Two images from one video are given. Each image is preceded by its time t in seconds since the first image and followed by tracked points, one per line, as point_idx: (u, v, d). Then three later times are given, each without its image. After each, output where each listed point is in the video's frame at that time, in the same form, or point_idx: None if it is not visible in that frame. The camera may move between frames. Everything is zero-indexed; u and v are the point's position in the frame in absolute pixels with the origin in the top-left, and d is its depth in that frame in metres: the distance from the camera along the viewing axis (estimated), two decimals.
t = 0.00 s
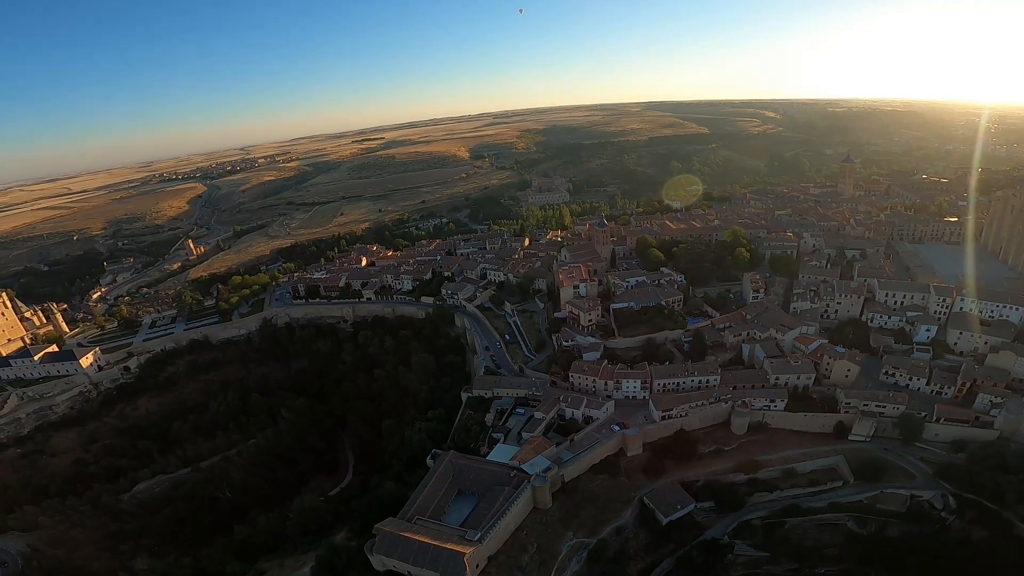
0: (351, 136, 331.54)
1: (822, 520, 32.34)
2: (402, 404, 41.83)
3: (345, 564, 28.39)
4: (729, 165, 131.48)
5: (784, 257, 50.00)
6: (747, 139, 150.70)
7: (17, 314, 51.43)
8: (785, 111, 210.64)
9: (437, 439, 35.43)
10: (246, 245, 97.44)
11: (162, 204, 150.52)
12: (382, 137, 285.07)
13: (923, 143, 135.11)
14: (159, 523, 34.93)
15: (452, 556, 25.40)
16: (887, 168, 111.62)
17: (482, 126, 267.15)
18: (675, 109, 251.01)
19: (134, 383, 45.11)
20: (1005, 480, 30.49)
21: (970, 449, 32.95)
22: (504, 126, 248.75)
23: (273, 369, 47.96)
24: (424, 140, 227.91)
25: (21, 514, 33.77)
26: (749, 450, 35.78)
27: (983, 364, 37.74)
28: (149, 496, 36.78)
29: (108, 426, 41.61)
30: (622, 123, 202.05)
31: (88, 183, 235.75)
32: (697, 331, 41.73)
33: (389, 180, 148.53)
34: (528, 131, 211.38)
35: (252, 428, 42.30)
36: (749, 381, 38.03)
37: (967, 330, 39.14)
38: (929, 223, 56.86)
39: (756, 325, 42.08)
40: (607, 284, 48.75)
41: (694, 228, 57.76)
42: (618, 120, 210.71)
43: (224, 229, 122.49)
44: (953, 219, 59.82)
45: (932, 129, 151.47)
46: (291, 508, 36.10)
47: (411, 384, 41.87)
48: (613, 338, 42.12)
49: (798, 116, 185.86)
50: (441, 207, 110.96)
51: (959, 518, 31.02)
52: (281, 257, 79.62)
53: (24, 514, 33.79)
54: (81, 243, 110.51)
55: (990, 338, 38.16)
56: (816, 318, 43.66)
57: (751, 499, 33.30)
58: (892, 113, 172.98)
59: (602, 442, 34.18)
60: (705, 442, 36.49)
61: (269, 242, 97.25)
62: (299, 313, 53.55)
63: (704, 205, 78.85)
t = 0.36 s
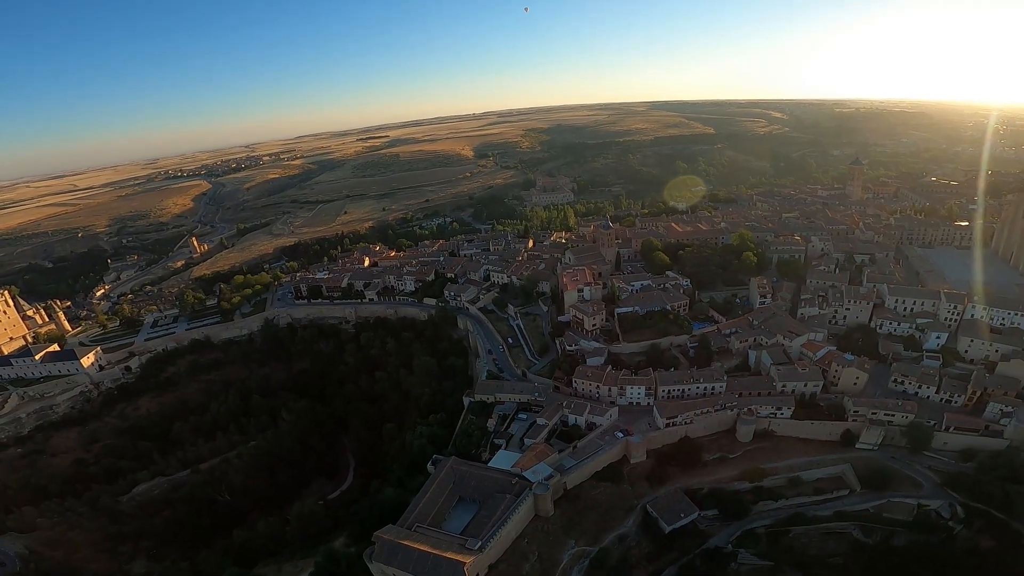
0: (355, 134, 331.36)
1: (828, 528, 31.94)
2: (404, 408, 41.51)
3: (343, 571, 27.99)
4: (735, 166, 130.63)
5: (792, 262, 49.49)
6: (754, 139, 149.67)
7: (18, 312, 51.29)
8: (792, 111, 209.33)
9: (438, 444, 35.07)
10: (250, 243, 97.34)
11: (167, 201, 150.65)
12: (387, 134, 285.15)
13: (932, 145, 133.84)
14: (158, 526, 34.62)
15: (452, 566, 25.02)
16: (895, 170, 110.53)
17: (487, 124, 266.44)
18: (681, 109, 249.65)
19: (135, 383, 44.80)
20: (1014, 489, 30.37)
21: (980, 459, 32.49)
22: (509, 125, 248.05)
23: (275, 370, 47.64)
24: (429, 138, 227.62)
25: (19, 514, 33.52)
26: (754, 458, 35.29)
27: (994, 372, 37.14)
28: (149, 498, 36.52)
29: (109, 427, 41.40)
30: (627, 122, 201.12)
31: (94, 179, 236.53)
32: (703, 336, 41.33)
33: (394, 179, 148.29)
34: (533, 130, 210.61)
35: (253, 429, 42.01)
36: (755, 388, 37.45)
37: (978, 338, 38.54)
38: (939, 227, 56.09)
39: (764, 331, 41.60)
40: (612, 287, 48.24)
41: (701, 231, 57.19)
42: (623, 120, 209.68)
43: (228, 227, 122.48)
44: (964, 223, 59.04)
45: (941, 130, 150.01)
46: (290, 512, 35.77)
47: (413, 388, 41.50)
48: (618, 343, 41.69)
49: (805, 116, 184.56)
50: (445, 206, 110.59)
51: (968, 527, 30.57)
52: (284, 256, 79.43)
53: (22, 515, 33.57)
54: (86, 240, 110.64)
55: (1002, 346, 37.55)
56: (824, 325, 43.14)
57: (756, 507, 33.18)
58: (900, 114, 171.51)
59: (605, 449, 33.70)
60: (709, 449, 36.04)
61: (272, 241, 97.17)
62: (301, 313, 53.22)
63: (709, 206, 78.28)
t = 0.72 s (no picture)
0: (370, 137, 334.05)
1: (846, 543, 31.00)
2: (415, 416, 41.30)
3: None
4: (751, 171, 128.87)
5: (811, 271, 48.33)
6: (771, 143, 147.57)
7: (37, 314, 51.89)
8: (810, 115, 206.30)
9: (448, 454, 34.67)
10: (265, 246, 98.27)
11: (184, 204, 152.92)
12: (401, 138, 286.89)
13: (955, 149, 130.68)
14: (168, 531, 34.63)
15: None
16: (917, 175, 108.07)
17: (500, 128, 266.75)
18: (695, 113, 247.40)
19: (149, 387, 45.04)
20: None
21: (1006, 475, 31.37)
22: (522, 129, 248.07)
23: (287, 375, 47.70)
24: (443, 142, 228.53)
25: (32, 517, 34.08)
26: (770, 471, 34.25)
27: None
28: (160, 503, 36.59)
29: (122, 430, 41.66)
30: (641, 126, 199.76)
31: (114, 181, 240.99)
32: (719, 348, 40.48)
33: (407, 182, 148.80)
34: (546, 134, 210.15)
35: (264, 435, 42.01)
36: (773, 402, 36.54)
37: (1007, 351, 37.17)
38: (964, 235, 54.40)
39: (782, 343, 40.63)
40: (626, 296, 47.55)
41: (717, 239, 56.22)
42: (637, 124, 208.39)
43: (244, 230, 123.79)
44: (990, 231, 57.27)
45: (964, 135, 146.50)
46: (299, 519, 35.60)
47: (424, 396, 41.21)
48: (631, 353, 41.05)
49: (822, 120, 181.83)
50: (458, 210, 110.57)
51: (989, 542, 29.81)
52: (298, 259, 79.93)
53: (34, 518, 34.13)
54: (105, 242, 112.58)
55: None
56: (845, 337, 42.01)
57: (771, 521, 32.12)
58: (922, 118, 168.06)
59: (618, 462, 33.01)
60: (724, 462, 35.01)
61: (287, 244, 97.97)
62: (314, 318, 53.14)
63: (725, 213, 77.12)
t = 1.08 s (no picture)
0: (388, 135, 336.27)
1: (864, 557, 30.47)
2: (428, 420, 41.27)
3: None
4: (773, 172, 126.34)
5: (836, 279, 46.95)
6: (794, 145, 144.52)
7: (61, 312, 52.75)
8: (835, 116, 201.88)
9: (460, 460, 34.44)
10: (284, 244, 99.40)
11: (206, 201, 155.65)
12: (419, 136, 288.12)
13: (988, 152, 126.50)
14: (182, 531, 34.88)
15: None
16: (947, 178, 104.77)
17: (518, 127, 266.22)
18: (716, 113, 243.74)
19: (167, 385, 45.79)
20: None
21: None
22: (540, 128, 247.28)
23: (303, 376, 47.94)
24: (460, 141, 228.67)
25: (49, 516, 34.85)
26: (789, 484, 33.28)
27: None
28: (174, 503, 36.89)
29: (141, 428, 42.35)
30: (661, 127, 197.46)
31: (141, 178, 246.87)
32: (739, 357, 39.52)
33: (425, 182, 149.25)
34: (564, 134, 208.97)
35: (278, 435, 42.39)
36: (794, 413, 35.54)
37: None
38: (999, 242, 52.32)
39: (805, 353, 39.50)
40: (644, 302, 46.81)
41: (739, 244, 55.03)
42: (657, 124, 205.95)
43: (263, 228, 125.43)
44: None
45: (997, 136, 141.72)
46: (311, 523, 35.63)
47: (437, 400, 41.03)
48: (648, 361, 40.37)
49: (848, 121, 177.46)
50: (475, 210, 110.43)
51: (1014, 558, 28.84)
52: (316, 258, 80.56)
53: (52, 516, 35.00)
54: (130, 238, 115.14)
55: None
56: (871, 348, 40.69)
57: (788, 534, 31.43)
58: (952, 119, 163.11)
59: (632, 472, 32.31)
60: (741, 474, 34.00)
61: (305, 242, 98.96)
62: (330, 318, 53.35)
63: (747, 216, 75.58)
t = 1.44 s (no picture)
0: (411, 132, 338.64)
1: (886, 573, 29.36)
2: (444, 423, 41.36)
3: None
4: (802, 174, 123.19)
5: (867, 288, 45.38)
6: (824, 145, 140.67)
7: (91, 305, 54.11)
8: (867, 116, 196.05)
9: (475, 465, 34.41)
10: (307, 240, 100.88)
11: (233, 196, 159.09)
12: (442, 133, 289.44)
13: None
14: (199, 528, 35.31)
15: None
16: (986, 182, 100.71)
17: (540, 125, 265.16)
18: (743, 112, 238.97)
19: (190, 380, 46.56)
20: None
21: None
22: (563, 126, 245.82)
23: (322, 373, 48.34)
24: (482, 138, 228.84)
25: (72, 511, 35.67)
26: (811, 497, 32.29)
27: None
28: (192, 500, 37.32)
29: (164, 423, 43.29)
30: (685, 126, 194.44)
31: (171, 172, 253.32)
32: (763, 366, 38.52)
33: (446, 179, 149.77)
34: (587, 132, 207.33)
35: (296, 433, 42.81)
36: (819, 425, 34.52)
37: None
38: None
39: (832, 363, 38.30)
40: (666, 308, 45.96)
41: (765, 249, 53.63)
42: (682, 123, 202.89)
43: (287, 223, 127.50)
44: None
45: None
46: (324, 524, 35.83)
47: (454, 402, 40.97)
48: (669, 369, 39.73)
49: (881, 121, 172.00)
50: (495, 209, 110.29)
51: None
52: (339, 255, 81.52)
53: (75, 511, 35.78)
54: (160, 232, 118.31)
55: None
56: (901, 359, 39.24)
57: (806, 548, 30.42)
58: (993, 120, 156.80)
59: (649, 481, 31.82)
60: (761, 485, 33.15)
61: (328, 238, 100.19)
62: (350, 316, 53.90)
63: (773, 219, 73.79)
